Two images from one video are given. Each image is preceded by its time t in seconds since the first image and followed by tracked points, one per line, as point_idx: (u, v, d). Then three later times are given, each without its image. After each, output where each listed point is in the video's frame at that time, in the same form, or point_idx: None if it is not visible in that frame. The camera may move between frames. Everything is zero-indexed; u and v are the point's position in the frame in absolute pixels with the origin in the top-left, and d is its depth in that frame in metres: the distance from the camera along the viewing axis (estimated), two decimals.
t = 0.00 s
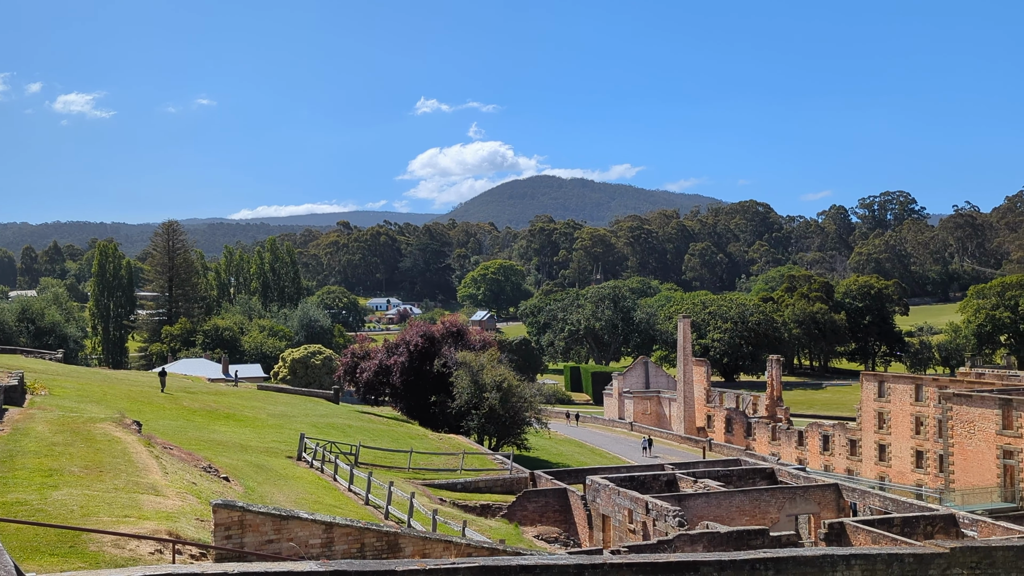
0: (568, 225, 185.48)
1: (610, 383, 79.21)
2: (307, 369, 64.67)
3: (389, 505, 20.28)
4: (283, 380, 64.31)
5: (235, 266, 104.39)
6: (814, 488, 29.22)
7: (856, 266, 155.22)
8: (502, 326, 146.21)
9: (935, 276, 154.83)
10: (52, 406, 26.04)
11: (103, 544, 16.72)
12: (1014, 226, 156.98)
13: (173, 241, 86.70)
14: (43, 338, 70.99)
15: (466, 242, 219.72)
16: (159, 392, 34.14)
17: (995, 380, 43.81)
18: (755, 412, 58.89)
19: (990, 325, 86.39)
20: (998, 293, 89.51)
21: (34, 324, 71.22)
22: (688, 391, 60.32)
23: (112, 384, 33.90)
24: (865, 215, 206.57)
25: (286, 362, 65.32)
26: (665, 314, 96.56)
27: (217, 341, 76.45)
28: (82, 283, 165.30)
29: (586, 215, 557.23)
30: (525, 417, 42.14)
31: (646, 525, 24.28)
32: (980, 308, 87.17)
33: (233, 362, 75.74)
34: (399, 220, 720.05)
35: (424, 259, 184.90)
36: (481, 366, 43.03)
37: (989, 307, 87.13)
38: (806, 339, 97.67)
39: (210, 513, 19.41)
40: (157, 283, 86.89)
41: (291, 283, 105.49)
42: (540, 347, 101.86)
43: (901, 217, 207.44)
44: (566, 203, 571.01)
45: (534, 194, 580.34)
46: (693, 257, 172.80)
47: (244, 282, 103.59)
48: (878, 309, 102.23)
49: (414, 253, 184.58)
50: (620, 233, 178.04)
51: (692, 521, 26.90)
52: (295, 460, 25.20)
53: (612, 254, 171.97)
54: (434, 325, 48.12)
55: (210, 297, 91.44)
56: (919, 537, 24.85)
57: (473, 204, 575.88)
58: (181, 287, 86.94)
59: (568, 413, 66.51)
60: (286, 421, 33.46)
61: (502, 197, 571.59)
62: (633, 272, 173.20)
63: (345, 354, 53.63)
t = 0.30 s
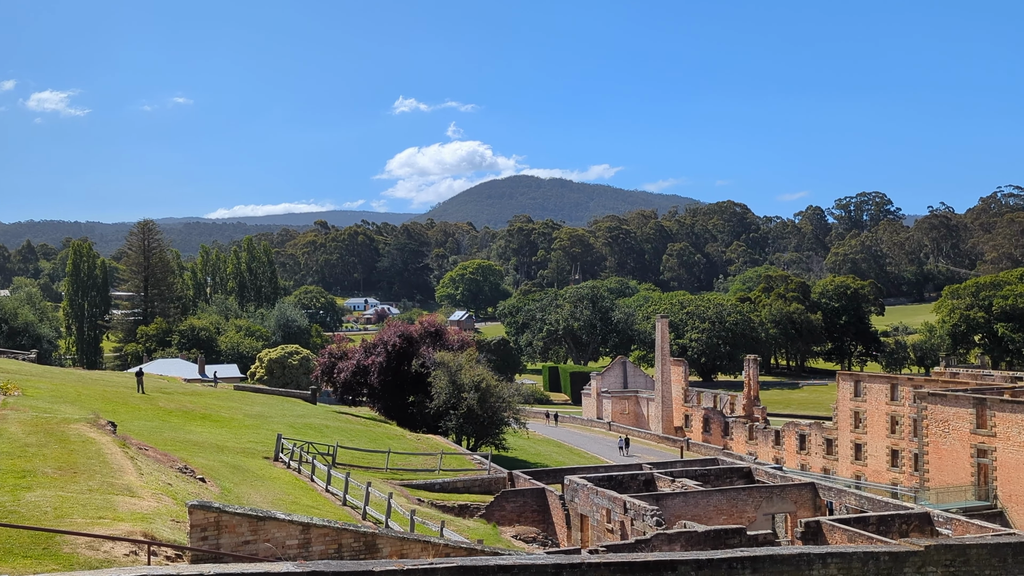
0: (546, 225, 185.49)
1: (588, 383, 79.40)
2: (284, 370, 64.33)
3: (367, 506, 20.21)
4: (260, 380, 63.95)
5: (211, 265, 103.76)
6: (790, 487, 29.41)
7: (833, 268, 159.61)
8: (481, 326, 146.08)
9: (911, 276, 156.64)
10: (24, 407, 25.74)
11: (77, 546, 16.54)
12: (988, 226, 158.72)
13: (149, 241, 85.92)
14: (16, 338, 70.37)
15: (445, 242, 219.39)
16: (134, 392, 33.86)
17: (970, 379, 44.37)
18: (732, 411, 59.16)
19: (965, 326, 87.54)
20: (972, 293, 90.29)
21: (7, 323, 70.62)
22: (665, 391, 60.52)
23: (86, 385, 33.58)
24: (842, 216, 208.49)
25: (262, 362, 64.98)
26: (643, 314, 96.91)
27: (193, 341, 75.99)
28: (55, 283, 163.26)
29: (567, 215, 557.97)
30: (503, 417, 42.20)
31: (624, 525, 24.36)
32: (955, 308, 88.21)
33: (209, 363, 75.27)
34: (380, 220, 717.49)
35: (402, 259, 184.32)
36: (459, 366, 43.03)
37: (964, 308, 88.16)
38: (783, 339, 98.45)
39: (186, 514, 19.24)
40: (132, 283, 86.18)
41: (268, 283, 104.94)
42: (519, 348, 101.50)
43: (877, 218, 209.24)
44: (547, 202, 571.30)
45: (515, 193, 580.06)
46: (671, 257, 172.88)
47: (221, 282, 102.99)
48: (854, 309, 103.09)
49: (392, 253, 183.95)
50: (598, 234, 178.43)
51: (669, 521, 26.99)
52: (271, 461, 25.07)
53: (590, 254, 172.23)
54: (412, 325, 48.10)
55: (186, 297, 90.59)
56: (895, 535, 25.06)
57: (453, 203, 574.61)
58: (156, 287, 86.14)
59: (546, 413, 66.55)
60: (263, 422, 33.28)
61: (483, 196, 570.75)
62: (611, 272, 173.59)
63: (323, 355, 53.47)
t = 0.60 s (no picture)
0: (522, 226, 185.29)
1: (563, 382, 79.64)
2: (257, 370, 63.90)
3: (340, 507, 20.12)
4: (232, 380, 63.50)
5: (183, 265, 103.03)
6: (764, 486, 29.58)
7: (806, 268, 161.27)
8: (455, 326, 145.93)
9: (882, 277, 159.12)
10: None
11: (46, 547, 16.32)
12: (958, 227, 161.09)
13: (120, 240, 84.52)
14: None
15: (420, 241, 218.91)
16: (105, 393, 33.53)
17: (940, 379, 44.99)
18: (706, 411, 59.48)
19: (936, 326, 88.67)
20: (942, 294, 91.59)
21: None
22: (640, 391, 60.64)
23: (56, 385, 33.19)
24: (814, 217, 211.04)
25: (235, 362, 64.55)
26: (618, 314, 97.33)
27: (165, 341, 75.49)
28: (23, 283, 161.08)
29: (544, 215, 558.68)
30: (478, 417, 42.22)
31: (598, 524, 24.43)
32: (926, 308, 89.29)
33: (180, 363, 74.68)
34: (358, 219, 714.42)
35: (376, 259, 184.01)
36: (434, 366, 42.95)
37: (934, 308, 89.32)
38: (756, 338, 99.61)
39: (157, 515, 19.04)
40: (102, 283, 85.01)
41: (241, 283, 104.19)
42: (493, 348, 101.21)
43: (849, 219, 211.57)
44: (525, 201, 571.58)
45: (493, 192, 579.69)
46: (646, 257, 173.11)
47: (193, 281, 102.32)
48: (827, 309, 104.09)
49: (366, 253, 183.23)
50: (573, 234, 178.71)
51: (643, 520, 27.10)
52: (244, 462, 24.90)
53: (565, 254, 172.46)
54: (386, 325, 48.00)
55: (157, 297, 89.32)
56: (867, 533, 25.29)
57: (430, 202, 573.20)
58: (127, 287, 84.89)
59: (522, 414, 66.50)
60: (236, 422, 33.05)
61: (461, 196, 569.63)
62: (586, 273, 174.05)
63: (296, 355, 53.26)
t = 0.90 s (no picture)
0: (495, 227, 183.91)
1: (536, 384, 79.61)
2: (227, 372, 63.33)
3: (311, 509, 20.02)
4: (202, 382, 62.90)
5: (153, 266, 102.15)
6: (735, 487, 29.77)
7: (778, 269, 160.62)
8: (428, 327, 145.50)
9: (852, 279, 161.54)
10: None
11: (11, 552, 16.05)
12: (926, 230, 164.10)
13: (88, 240, 83.09)
14: None
15: (392, 242, 217.49)
16: (72, 395, 33.06)
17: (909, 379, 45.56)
18: (678, 412, 59.73)
19: (905, 327, 89.61)
20: (911, 296, 92.75)
21: None
22: (613, 392, 60.73)
23: (22, 388, 32.66)
24: (785, 219, 213.72)
25: (205, 364, 63.89)
26: (591, 316, 97.69)
27: (134, 343, 74.58)
28: None
29: (520, 216, 559.03)
30: (450, 419, 42.17)
31: (571, 526, 24.53)
32: (894, 311, 90.62)
33: (150, 364, 73.90)
34: (334, 219, 710.16)
35: (348, 260, 183.53)
36: (406, 367, 42.80)
37: (904, 310, 90.16)
38: (728, 340, 100.62)
39: (125, 519, 18.81)
40: (70, 284, 83.17)
41: (211, 284, 103.04)
42: (467, 349, 100.93)
43: (820, 221, 214.31)
44: (501, 202, 571.51)
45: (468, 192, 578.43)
46: (619, 259, 174.06)
47: (163, 282, 101.37)
48: (798, 311, 104.98)
49: (338, 253, 182.19)
50: (546, 235, 178.65)
51: (616, 521, 27.17)
52: (214, 464, 24.71)
53: (538, 256, 172.35)
54: (358, 327, 47.81)
55: (126, 298, 87.98)
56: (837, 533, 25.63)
57: (406, 202, 571.14)
58: (95, 287, 82.94)
59: (495, 415, 66.27)
60: (206, 425, 32.79)
61: (435, 197, 567.69)
62: (560, 274, 174.17)
63: (267, 356, 52.90)
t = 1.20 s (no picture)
0: (470, 229, 182.40)
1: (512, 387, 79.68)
2: (200, 374, 62.88)
3: (285, 512, 19.93)
4: (174, 385, 62.45)
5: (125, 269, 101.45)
6: (709, 488, 29.93)
7: (751, 271, 161.99)
8: (403, 330, 145.27)
9: (826, 282, 163.06)
10: None
11: None
12: (898, 233, 166.46)
13: (59, 241, 82.25)
14: None
15: (367, 244, 216.55)
16: (42, 398, 32.69)
17: (881, 381, 46.02)
18: (653, 414, 59.99)
19: (877, 329, 91.17)
20: (884, 298, 95.92)
21: None
22: (588, 395, 60.87)
23: None
24: (760, 222, 216.34)
25: (178, 367, 63.42)
26: (566, 318, 98.03)
27: (106, 345, 74.07)
28: None
29: (498, 218, 558.69)
30: (425, 422, 42.17)
31: (545, 528, 24.60)
32: (867, 313, 92.11)
33: (121, 367, 73.31)
34: (312, 220, 706.19)
35: (322, 262, 183.35)
36: (381, 370, 42.73)
37: (876, 312, 91.89)
38: (702, 342, 101.17)
39: (96, 523, 18.61)
40: (41, 285, 82.20)
41: (184, 287, 102.43)
42: (441, 351, 100.15)
43: (794, 224, 217.19)
44: (480, 203, 571.96)
45: (447, 193, 577.73)
46: (595, 261, 174.43)
47: (135, 285, 100.69)
48: (772, 313, 105.44)
49: (312, 255, 181.92)
50: (522, 237, 178.62)
51: (591, 523, 27.23)
52: (187, 467, 24.53)
53: (514, 258, 171.98)
54: (333, 330, 47.69)
55: (97, 301, 87.11)
56: (810, 534, 25.92)
57: (384, 204, 569.26)
58: (66, 289, 82.04)
59: (470, 418, 66.09)
60: (178, 428, 32.57)
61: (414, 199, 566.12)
62: (535, 276, 174.23)
63: (241, 360, 52.68)
